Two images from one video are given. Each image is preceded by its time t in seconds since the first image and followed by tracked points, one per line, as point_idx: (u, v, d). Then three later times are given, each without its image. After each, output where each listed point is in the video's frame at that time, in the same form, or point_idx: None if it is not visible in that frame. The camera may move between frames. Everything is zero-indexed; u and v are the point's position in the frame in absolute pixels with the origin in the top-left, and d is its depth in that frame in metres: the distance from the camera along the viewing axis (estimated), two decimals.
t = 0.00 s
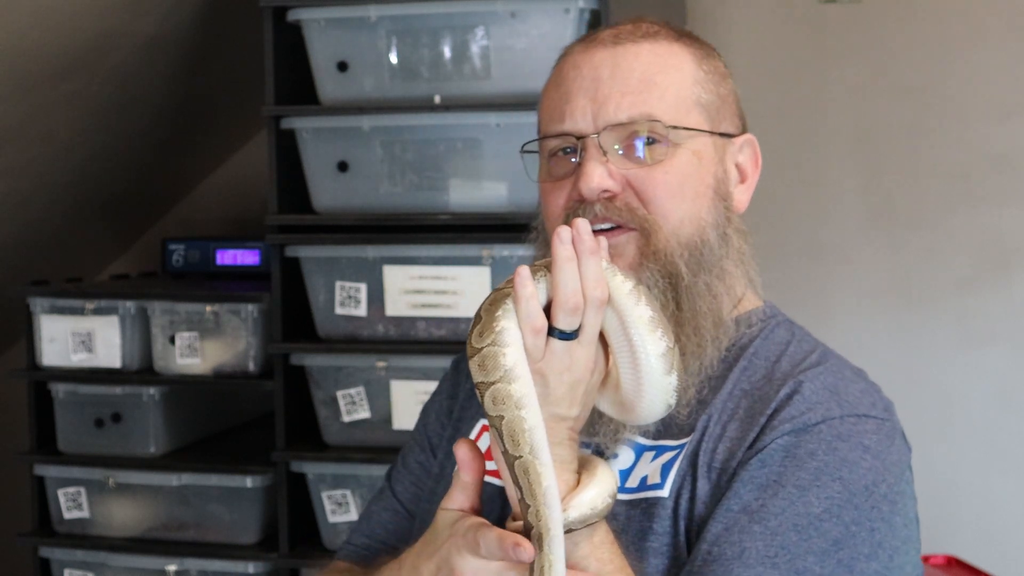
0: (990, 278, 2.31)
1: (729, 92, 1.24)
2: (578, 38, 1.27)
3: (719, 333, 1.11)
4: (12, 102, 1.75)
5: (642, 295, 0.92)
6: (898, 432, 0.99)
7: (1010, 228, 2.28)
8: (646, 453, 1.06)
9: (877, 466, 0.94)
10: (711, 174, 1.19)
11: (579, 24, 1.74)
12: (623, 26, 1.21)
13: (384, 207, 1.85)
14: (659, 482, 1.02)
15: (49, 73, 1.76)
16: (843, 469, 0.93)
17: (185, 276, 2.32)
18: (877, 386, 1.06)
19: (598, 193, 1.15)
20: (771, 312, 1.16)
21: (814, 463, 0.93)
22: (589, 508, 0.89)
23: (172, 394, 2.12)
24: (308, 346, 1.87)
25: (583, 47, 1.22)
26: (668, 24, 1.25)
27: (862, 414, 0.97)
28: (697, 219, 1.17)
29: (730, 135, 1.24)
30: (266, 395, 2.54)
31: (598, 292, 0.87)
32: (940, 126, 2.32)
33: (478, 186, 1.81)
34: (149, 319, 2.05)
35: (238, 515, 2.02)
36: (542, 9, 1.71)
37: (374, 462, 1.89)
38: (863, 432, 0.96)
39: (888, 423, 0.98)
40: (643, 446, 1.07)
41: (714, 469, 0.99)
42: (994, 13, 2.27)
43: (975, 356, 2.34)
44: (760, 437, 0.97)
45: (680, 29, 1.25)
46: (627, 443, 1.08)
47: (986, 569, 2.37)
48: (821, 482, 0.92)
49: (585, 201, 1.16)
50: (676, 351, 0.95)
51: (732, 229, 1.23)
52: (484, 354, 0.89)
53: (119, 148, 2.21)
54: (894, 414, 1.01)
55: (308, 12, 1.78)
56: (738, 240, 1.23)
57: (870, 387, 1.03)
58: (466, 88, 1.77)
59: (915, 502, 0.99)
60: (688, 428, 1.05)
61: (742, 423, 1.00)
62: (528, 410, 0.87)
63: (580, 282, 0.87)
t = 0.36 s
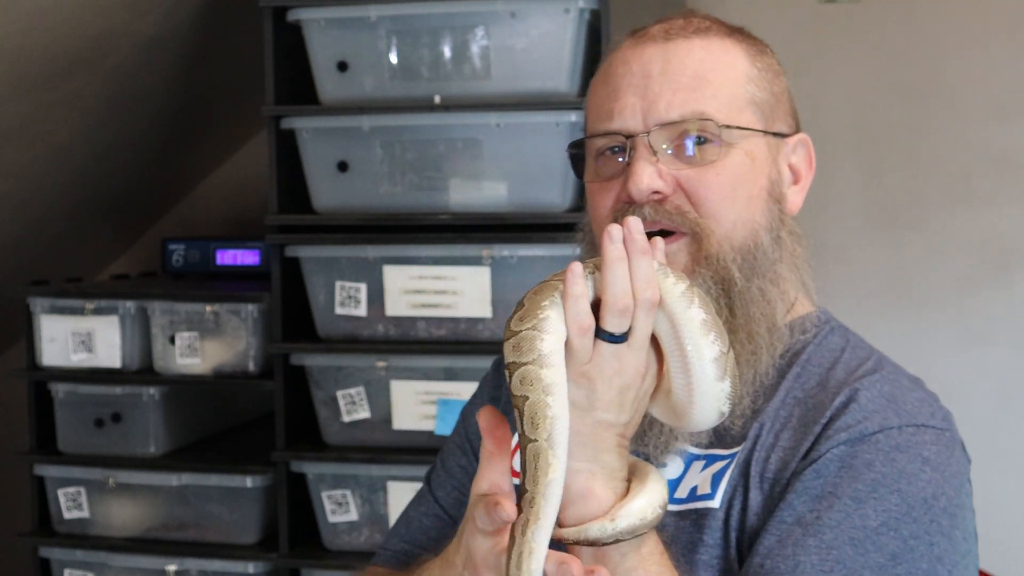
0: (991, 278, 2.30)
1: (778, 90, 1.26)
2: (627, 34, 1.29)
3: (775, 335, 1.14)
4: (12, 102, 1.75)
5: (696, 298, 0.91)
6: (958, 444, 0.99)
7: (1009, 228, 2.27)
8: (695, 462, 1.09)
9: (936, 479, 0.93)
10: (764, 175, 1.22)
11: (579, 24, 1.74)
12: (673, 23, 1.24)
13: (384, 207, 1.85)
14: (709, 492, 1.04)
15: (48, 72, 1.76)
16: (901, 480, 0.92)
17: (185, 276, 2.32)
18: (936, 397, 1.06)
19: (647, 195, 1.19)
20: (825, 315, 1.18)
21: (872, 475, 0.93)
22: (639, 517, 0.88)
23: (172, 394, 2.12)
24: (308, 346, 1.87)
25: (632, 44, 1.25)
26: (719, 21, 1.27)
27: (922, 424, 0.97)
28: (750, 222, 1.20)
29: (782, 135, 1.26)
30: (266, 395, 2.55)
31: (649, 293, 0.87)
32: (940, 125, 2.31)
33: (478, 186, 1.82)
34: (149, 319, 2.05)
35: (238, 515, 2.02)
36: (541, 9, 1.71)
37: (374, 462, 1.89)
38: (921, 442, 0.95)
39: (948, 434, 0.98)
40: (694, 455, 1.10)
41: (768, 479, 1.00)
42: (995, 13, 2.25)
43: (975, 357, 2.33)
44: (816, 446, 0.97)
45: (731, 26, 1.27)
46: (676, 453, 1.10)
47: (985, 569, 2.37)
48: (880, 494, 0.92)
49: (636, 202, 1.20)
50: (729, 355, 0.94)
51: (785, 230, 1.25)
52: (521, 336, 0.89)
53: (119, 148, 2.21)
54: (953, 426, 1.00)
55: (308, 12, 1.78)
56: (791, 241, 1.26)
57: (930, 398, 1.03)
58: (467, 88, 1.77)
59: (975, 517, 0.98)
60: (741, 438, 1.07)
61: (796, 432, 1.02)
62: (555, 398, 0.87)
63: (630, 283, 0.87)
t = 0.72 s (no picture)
0: (992, 278, 2.29)
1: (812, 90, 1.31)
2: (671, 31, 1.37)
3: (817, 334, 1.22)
4: (12, 102, 1.75)
5: (711, 320, 0.99)
6: (1008, 456, 1.03)
7: (1011, 228, 2.27)
8: (739, 473, 1.12)
9: (988, 493, 0.98)
10: (809, 177, 1.29)
11: (579, 24, 1.74)
12: (715, 22, 1.31)
13: (385, 207, 1.85)
14: (756, 506, 1.07)
15: (48, 72, 1.76)
16: (954, 495, 0.97)
17: (185, 276, 2.32)
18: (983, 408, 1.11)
19: (689, 195, 1.27)
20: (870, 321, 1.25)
21: (923, 490, 0.97)
22: (675, 545, 0.95)
23: (173, 394, 2.12)
24: (308, 347, 1.87)
25: (676, 42, 1.32)
26: (766, 18, 1.34)
27: (971, 436, 1.02)
28: (795, 224, 1.27)
29: (828, 136, 1.33)
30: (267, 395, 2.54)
31: (658, 319, 0.94)
32: (940, 124, 2.30)
33: (478, 186, 1.81)
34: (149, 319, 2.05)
35: (238, 515, 2.02)
36: (541, 9, 1.71)
37: (373, 462, 1.89)
38: (972, 455, 1.00)
39: (998, 446, 1.02)
40: (737, 466, 1.13)
41: (815, 492, 1.05)
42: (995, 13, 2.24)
43: (976, 357, 2.32)
44: (866, 459, 1.01)
45: (779, 24, 1.34)
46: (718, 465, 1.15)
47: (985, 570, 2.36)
48: (933, 509, 0.96)
49: (679, 201, 1.27)
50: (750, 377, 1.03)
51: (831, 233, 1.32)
52: (520, 322, 1.07)
53: (119, 148, 2.21)
54: (1002, 438, 1.05)
55: (308, 12, 1.78)
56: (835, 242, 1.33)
57: (979, 409, 1.08)
58: (466, 88, 1.77)
59: None
60: (783, 448, 1.11)
61: (843, 444, 1.06)
62: (523, 386, 1.06)
63: (641, 309, 0.94)
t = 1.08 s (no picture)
0: (991, 278, 2.29)
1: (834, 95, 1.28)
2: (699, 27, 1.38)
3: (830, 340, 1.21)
4: (12, 102, 1.75)
5: (638, 356, 1.02)
6: None
7: (1011, 228, 2.27)
8: (760, 480, 1.13)
9: (1015, 507, 0.95)
10: (828, 182, 1.27)
11: (579, 24, 1.74)
12: (740, 21, 1.31)
13: (385, 207, 1.85)
14: (775, 517, 1.08)
15: (48, 73, 1.76)
16: (978, 510, 0.94)
17: (185, 276, 2.32)
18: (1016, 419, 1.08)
19: (701, 196, 1.27)
20: (896, 328, 1.23)
21: (946, 506, 0.95)
22: None
23: (173, 394, 2.12)
24: (308, 346, 1.87)
25: (700, 40, 1.33)
26: (799, 18, 1.33)
27: (997, 448, 0.99)
28: (810, 228, 1.26)
29: (854, 139, 1.30)
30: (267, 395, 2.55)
31: (588, 372, 0.95)
32: (940, 124, 2.30)
33: (478, 186, 1.82)
34: (149, 318, 2.05)
35: (238, 515, 2.02)
36: (541, 9, 1.71)
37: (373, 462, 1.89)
38: (998, 468, 0.97)
39: None
40: (756, 473, 1.15)
41: (836, 507, 1.03)
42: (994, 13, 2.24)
43: (976, 357, 2.32)
44: (887, 472, 1.00)
45: (810, 23, 1.33)
46: (731, 467, 1.17)
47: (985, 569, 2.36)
48: (955, 526, 0.94)
49: (690, 202, 1.28)
50: (687, 406, 1.04)
51: (854, 240, 1.29)
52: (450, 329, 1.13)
53: (119, 148, 2.21)
54: None
55: (308, 12, 1.78)
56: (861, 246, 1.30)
57: (1007, 421, 1.05)
58: (466, 88, 1.77)
59: None
60: (807, 457, 1.11)
61: (865, 454, 1.05)
62: (424, 354, 1.08)
63: (569, 365, 0.95)
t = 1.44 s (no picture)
0: (991, 278, 2.29)
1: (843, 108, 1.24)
2: (719, 28, 1.35)
3: (821, 364, 1.21)
4: (12, 102, 1.75)
5: (541, 385, 1.12)
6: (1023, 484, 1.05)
7: (1011, 227, 2.26)
8: (748, 486, 1.16)
9: (994, 524, 1.00)
10: (826, 205, 1.25)
11: (579, 24, 1.74)
12: (755, 29, 1.28)
13: (384, 208, 1.85)
14: (759, 526, 1.11)
15: (48, 73, 1.76)
16: (960, 527, 0.99)
17: (184, 276, 2.32)
18: (1006, 431, 1.12)
19: (694, 216, 1.27)
20: (901, 332, 1.25)
21: (929, 521, 1.00)
22: None
23: (173, 395, 2.12)
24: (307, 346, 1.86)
25: (715, 46, 1.31)
26: (824, 26, 1.28)
27: (983, 465, 1.03)
28: (804, 251, 1.25)
29: (864, 157, 1.27)
30: (268, 395, 2.55)
31: (490, 427, 1.01)
32: (940, 124, 2.29)
33: (478, 186, 1.81)
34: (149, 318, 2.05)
35: (238, 515, 2.03)
36: (541, 9, 1.71)
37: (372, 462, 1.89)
38: (981, 485, 1.02)
39: (1012, 474, 1.04)
40: (746, 478, 1.17)
41: (819, 517, 1.08)
42: (995, 12, 2.24)
43: (976, 357, 2.32)
44: (874, 485, 1.04)
45: (833, 31, 1.28)
46: (724, 472, 1.19)
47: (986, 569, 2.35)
48: (936, 541, 0.99)
49: (686, 219, 1.28)
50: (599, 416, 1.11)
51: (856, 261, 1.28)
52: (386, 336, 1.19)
53: (120, 148, 2.22)
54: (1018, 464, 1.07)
55: (308, 12, 1.78)
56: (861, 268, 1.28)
57: (996, 433, 1.10)
58: (466, 88, 1.77)
59: None
60: (797, 467, 1.13)
61: (853, 465, 1.09)
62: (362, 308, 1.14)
63: (471, 425, 1.02)
